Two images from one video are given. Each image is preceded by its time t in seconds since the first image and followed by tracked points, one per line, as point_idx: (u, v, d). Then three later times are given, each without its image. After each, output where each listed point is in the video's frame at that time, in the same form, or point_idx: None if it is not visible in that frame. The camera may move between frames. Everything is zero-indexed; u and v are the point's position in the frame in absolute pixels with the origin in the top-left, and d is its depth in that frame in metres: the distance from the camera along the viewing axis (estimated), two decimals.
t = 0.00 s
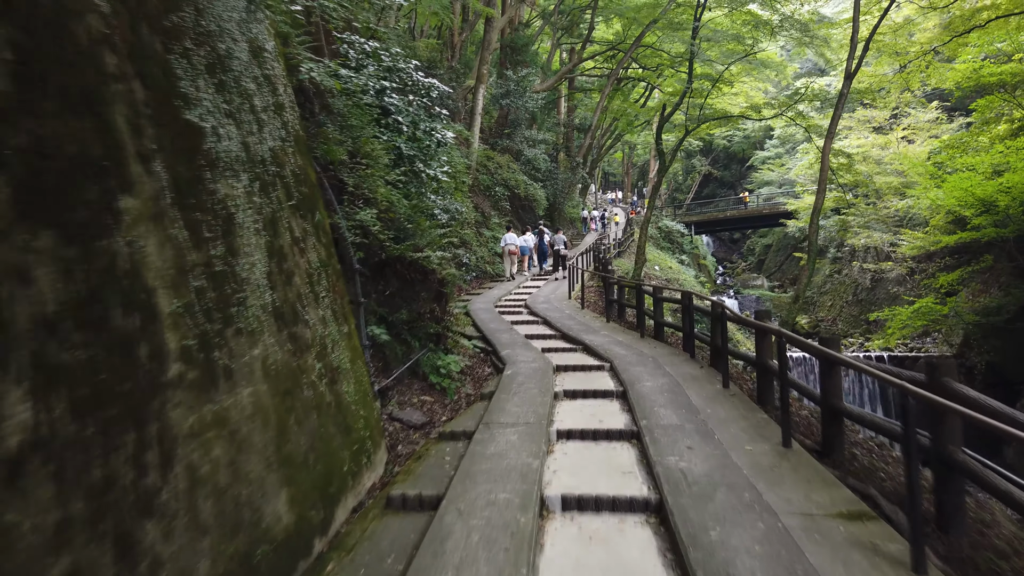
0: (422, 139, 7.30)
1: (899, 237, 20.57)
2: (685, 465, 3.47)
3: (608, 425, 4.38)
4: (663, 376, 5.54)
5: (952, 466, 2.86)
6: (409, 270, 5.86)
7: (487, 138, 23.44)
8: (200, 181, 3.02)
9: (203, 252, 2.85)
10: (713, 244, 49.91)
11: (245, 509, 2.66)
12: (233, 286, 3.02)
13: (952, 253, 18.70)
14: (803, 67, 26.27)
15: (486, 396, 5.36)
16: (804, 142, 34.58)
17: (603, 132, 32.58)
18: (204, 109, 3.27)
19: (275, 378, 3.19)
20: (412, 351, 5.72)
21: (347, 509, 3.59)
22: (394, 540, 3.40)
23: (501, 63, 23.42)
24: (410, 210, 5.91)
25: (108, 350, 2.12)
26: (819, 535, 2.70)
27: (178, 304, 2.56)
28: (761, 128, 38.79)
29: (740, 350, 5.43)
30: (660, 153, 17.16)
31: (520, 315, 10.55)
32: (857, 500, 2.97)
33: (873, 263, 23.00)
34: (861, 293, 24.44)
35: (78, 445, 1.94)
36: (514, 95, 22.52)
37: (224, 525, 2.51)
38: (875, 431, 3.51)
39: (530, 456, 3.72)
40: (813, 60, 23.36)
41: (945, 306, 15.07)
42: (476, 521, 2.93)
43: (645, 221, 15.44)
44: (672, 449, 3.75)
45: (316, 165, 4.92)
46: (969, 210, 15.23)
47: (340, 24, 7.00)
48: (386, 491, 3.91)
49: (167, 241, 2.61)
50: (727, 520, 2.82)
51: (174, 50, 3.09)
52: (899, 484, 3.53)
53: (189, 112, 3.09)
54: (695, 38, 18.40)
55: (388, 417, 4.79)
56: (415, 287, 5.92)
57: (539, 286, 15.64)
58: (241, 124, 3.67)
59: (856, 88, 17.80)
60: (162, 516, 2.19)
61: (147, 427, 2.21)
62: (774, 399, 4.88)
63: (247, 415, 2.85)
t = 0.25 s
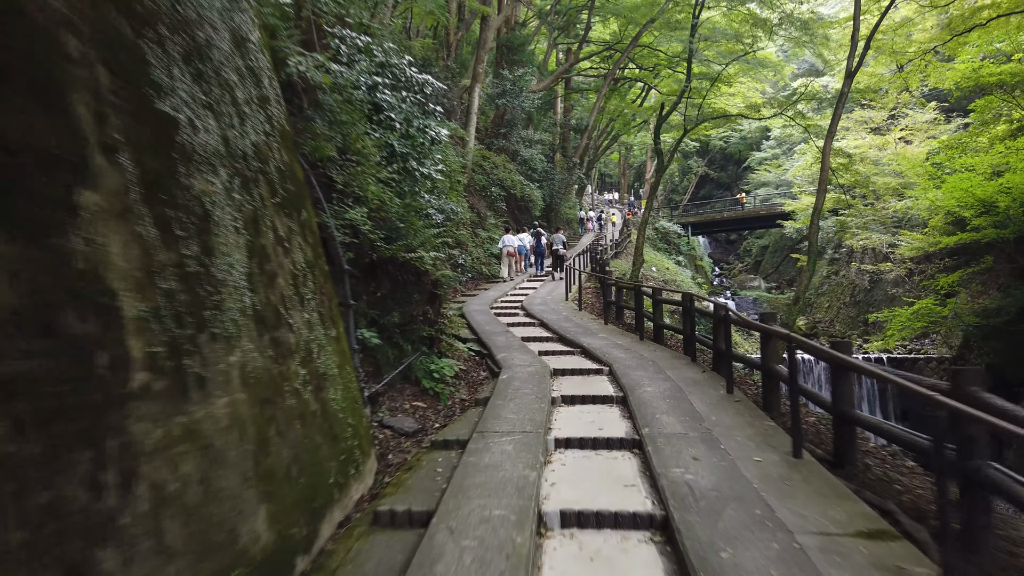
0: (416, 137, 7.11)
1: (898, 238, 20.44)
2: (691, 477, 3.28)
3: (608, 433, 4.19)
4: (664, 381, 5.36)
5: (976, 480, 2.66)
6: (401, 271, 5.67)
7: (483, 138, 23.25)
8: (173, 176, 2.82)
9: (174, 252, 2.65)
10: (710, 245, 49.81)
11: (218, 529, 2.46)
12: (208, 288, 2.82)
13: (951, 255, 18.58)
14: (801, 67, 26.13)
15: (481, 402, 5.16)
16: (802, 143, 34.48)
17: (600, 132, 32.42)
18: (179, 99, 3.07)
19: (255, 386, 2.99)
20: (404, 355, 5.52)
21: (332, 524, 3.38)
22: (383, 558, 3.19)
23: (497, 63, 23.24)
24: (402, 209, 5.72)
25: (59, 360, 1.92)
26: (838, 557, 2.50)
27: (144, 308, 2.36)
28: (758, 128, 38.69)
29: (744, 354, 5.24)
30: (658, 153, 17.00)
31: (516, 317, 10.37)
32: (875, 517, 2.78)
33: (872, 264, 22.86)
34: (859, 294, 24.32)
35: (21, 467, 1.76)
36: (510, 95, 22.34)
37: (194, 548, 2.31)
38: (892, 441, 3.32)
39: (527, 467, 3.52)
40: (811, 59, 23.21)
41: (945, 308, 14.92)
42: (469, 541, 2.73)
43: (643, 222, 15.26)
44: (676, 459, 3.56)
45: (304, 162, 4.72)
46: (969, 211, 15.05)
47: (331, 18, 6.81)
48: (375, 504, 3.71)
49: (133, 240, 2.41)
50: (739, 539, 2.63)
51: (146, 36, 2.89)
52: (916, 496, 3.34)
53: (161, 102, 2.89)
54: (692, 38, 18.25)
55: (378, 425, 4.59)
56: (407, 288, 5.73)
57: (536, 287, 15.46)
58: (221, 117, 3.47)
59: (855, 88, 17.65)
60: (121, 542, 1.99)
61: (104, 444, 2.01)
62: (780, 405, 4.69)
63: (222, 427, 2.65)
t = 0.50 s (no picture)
0: (410, 133, 6.91)
1: (897, 239, 20.28)
2: (702, 490, 3.09)
3: (612, 441, 3.99)
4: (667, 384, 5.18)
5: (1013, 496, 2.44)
6: (395, 271, 5.47)
7: (480, 138, 23.04)
8: (147, 166, 2.62)
9: (146, 248, 2.45)
10: (707, 246, 49.68)
11: (192, 551, 2.26)
12: (184, 288, 2.62)
13: (951, 256, 18.43)
14: (799, 67, 25.96)
15: (478, 408, 4.96)
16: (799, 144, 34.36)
17: (597, 133, 32.22)
18: (156, 85, 2.86)
19: (235, 393, 2.79)
20: (398, 358, 5.31)
21: (319, 539, 3.18)
22: None
23: (494, 62, 23.03)
24: (396, 207, 5.51)
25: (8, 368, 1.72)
26: None
27: (109, 309, 2.15)
28: (755, 130, 38.56)
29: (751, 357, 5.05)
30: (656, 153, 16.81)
31: (513, 318, 10.17)
32: (902, 535, 2.59)
33: (870, 266, 22.71)
34: (857, 295, 24.17)
35: None
36: (508, 94, 22.13)
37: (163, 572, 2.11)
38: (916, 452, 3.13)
39: (527, 479, 3.31)
40: (810, 60, 23.06)
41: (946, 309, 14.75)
42: (465, 562, 2.52)
43: (642, 222, 15.07)
44: (685, 470, 3.37)
45: (293, 157, 4.52)
46: (970, 212, 14.83)
47: (324, 11, 6.61)
48: (366, 517, 3.50)
49: (99, 234, 2.21)
50: (757, 561, 2.43)
51: (119, 15, 2.69)
52: (940, 509, 3.15)
53: (135, 87, 2.68)
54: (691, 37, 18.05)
55: (370, 432, 4.38)
56: (402, 289, 5.53)
57: (534, 288, 15.25)
58: (203, 106, 3.27)
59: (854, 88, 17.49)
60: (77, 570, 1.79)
61: (58, 460, 1.81)
62: (790, 411, 4.50)
63: (198, 439, 2.45)
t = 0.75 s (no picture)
0: (404, 131, 6.71)
1: (896, 240, 20.15)
2: (711, 509, 2.90)
3: (613, 453, 3.79)
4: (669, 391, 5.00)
5: None
6: (388, 274, 5.27)
7: (476, 138, 22.83)
8: (116, 163, 2.42)
9: (111, 251, 2.25)
10: (704, 247, 49.58)
11: None
12: (154, 294, 2.42)
13: (951, 257, 18.30)
14: (797, 67, 25.81)
15: (473, 416, 4.77)
16: (797, 144, 34.23)
17: (595, 133, 32.02)
18: (127, 75, 2.66)
19: (211, 406, 2.60)
20: (390, 364, 5.11)
21: (303, 561, 2.99)
22: None
23: (491, 61, 22.82)
24: (389, 207, 5.31)
25: None
26: None
27: (65, 319, 1.96)
28: (752, 130, 38.42)
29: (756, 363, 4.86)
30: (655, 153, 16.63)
31: (510, 320, 9.98)
32: (928, 561, 2.41)
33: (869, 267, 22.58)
34: (855, 296, 24.05)
35: None
36: (504, 93, 22.12)
37: None
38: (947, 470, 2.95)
39: (525, 496, 3.12)
40: (809, 60, 22.89)
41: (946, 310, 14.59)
42: None
43: (640, 223, 14.88)
44: (692, 485, 3.19)
45: (280, 154, 4.31)
46: (970, 212, 14.64)
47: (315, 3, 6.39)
48: (353, 535, 3.31)
49: (56, 237, 2.02)
50: None
51: None
52: (962, 529, 2.97)
53: (103, 77, 2.48)
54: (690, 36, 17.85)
55: (360, 442, 4.19)
56: (395, 292, 5.33)
57: (531, 289, 15.06)
58: (180, 98, 3.06)
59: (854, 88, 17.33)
60: None
61: None
62: (797, 421, 4.32)
63: (167, 458, 2.26)
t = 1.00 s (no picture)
0: (396, 124, 6.51)
1: (895, 239, 20.01)
2: (718, 520, 2.72)
3: (613, 459, 3.61)
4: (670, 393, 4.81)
5: None
6: (379, 271, 5.08)
7: (472, 136, 22.63)
8: (76, 146, 2.22)
9: (66, 243, 2.06)
10: (700, 246, 49.46)
11: None
12: (117, 290, 2.23)
13: (949, 256, 18.16)
14: (794, 66, 25.65)
15: (467, 419, 4.58)
16: (794, 144, 34.11)
17: (591, 132, 31.83)
18: (93, 53, 2.46)
19: (181, 412, 2.41)
20: (381, 364, 4.92)
21: None
22: None
23: (487, 59, 22.61)
24: (379, 202, 5.12)
25: None
26: None
27: (10, 317, 1.77)
28: (749, 129, 38.30)
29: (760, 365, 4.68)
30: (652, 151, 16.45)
31: (505, 320, 9.79)
32: None
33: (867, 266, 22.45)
34: (853, 296, 23.93)
35: None
36: (500, 91, 21.80)
37: None
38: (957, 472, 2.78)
39: (520, 506, 2.94)
40: (807, 58, 22.74)
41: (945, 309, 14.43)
42: None
43: (638, 221, 14.70)
44: (698, 494, 3.00)
45: (264, 145, 4.12)
46: (970, 211, 14.47)
47: None
48: (338, 547, 3.12)
49: (2, 226, 1.83)
50: None
51: None
52: (985, 542, 2.79)
53: (65, 54, 2.28)
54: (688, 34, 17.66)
55: (348, 447, 3.99)
56: (386, 290, 5.13)
57: (527, 288, 14.88)
58: (152, 82, 2.86)
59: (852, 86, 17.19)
60: None
61: None
62: (804, 424, 4.13)
63: (128, 469, 2.08)
